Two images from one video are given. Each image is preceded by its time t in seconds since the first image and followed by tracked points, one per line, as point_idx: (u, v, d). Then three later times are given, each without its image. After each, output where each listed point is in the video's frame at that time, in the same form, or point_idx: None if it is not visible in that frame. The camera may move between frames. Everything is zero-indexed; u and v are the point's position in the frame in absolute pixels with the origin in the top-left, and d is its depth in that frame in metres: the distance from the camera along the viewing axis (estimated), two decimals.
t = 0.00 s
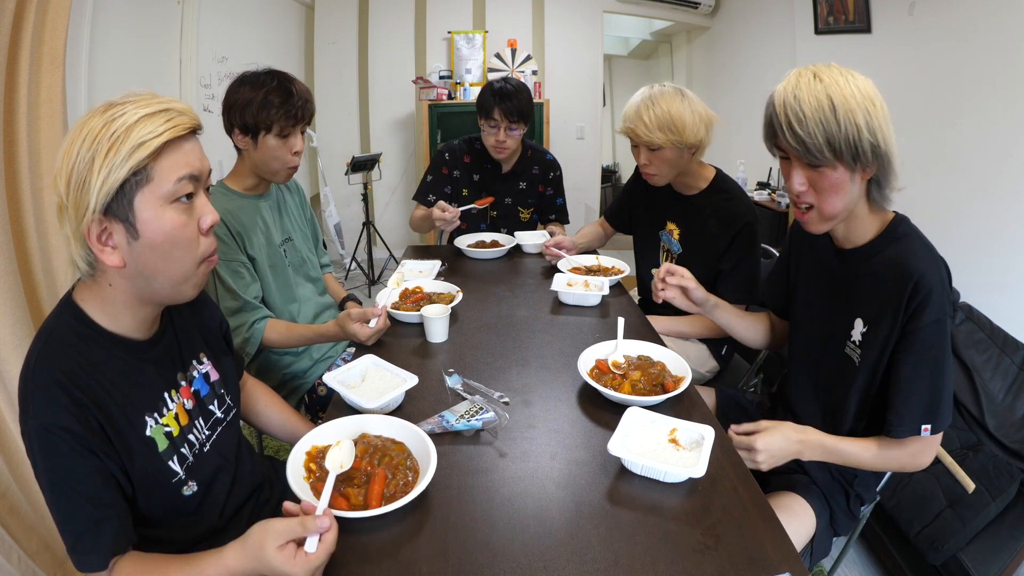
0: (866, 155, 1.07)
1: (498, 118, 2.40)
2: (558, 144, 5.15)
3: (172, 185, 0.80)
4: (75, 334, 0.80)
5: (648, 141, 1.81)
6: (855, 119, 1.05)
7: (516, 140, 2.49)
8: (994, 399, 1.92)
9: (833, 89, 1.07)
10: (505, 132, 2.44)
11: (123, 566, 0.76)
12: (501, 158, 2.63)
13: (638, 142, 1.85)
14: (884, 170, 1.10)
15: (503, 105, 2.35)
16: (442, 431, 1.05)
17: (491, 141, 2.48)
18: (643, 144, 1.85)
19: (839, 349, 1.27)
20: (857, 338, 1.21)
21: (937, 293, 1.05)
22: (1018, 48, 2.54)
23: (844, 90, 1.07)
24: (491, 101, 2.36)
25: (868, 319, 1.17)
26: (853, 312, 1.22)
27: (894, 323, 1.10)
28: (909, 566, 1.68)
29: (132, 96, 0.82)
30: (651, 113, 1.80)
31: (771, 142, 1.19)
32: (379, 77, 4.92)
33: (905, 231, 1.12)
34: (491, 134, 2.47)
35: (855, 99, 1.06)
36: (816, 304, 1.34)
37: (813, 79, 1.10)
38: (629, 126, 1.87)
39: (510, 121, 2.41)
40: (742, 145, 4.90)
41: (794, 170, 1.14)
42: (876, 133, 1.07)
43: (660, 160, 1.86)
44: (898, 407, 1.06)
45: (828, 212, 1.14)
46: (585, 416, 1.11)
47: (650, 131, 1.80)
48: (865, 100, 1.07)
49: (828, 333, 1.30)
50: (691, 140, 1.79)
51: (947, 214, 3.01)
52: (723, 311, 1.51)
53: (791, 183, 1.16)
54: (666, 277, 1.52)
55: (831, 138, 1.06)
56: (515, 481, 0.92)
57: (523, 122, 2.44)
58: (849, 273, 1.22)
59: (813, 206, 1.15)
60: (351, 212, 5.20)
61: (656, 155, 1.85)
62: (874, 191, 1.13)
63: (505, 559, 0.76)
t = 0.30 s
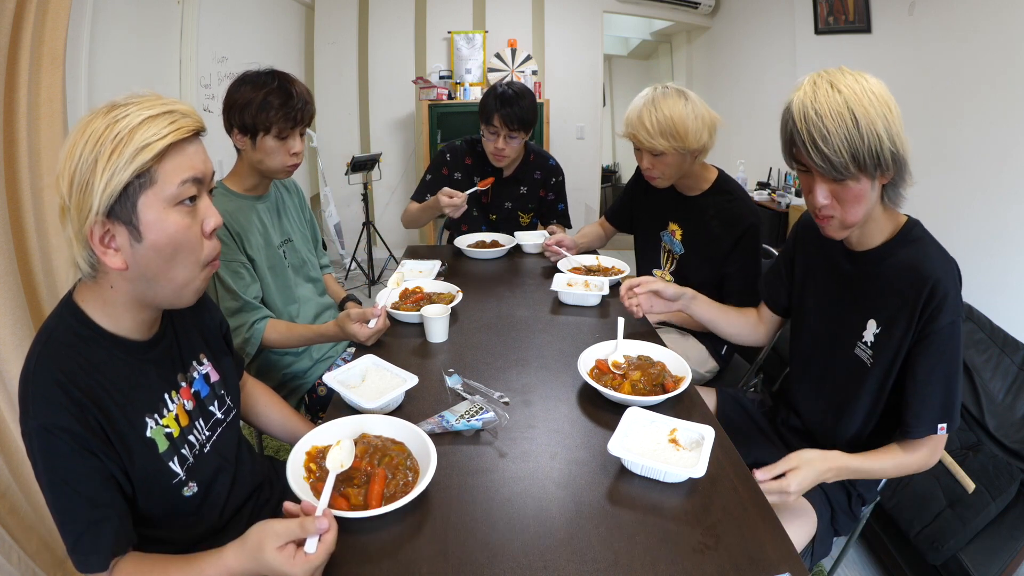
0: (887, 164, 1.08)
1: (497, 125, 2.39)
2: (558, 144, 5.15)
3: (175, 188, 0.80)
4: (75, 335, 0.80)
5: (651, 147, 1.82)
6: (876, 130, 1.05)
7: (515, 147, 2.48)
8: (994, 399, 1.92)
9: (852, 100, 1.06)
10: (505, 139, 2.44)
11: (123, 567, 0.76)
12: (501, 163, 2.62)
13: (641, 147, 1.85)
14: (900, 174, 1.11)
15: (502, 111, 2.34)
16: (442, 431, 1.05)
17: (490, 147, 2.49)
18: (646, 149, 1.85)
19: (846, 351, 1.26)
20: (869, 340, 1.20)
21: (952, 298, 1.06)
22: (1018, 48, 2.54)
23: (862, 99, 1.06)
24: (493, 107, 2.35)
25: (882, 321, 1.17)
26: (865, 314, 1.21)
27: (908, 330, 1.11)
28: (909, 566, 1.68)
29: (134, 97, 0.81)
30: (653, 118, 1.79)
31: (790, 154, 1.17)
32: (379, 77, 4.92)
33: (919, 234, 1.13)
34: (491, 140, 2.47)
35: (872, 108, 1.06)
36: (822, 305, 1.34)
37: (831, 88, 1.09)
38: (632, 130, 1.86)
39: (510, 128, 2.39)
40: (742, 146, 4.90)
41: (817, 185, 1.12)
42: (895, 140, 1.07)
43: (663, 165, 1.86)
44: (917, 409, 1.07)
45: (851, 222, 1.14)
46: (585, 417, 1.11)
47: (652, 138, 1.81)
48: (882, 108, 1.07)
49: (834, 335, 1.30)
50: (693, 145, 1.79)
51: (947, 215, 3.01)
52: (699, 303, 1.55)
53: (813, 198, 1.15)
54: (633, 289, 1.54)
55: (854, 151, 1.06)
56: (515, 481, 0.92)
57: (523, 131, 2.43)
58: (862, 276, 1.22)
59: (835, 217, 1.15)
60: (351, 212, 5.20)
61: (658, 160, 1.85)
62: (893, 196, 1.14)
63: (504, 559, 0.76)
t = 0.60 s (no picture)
0: (876, 164, 1.07)
1: (495, 133, 2.37)
2: (558, 144, 5.15)
3: (178, 189, 0.81)
4: (75, 335, 0.80)
5: (648, 146, 1.82)
6: (867, 127, 1.05)
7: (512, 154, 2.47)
8: (994, 399, 1.92)
9: (847, 94, 1.07)
10: (502, 146, 2.42)
11: (123, 566, 0.75)
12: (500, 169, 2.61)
13: (638, 145, 1.86)
14: (894, 180, 1.10)
15: (498, 118, 2.31)
16: (442, 431, 1.05)
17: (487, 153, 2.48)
18: (643, 148, 1.85)
19: (847, 349, 1.27)
20: (869, 341, 1.20)
21: (950, 299, 1.06)
22: (1018, 48, 2.54)
23: (858, 97, 1.06)
24: (493, 114, 2.32)
25: (881, 322, 1.17)
26: (864, 314, 1.21)
27: (904, 328, 1.11)
28: (909, 566, 1.68)
29: (139, 96, 0.82)
30: (651, 117, 1.80)
31: (785, 143, 1.19)
32: (379, 77, 4.92)
33: (919, 237, 1.12)
34: (490, 146, 2.46)
35: (869, 105, 1.06)
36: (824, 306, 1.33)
37: (830, 83, 1.10)
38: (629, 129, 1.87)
39: (507, 136, 2.36)
40: (742, 146, 4.90)
41: (806, 171, 1.15)
42: (888, 141, 1.06)
43: (661, 164, 1.86)
44: (907, 412, 1.07)
45: (834, 216, 1.15)
46: (585, 416, 1.11)
47: (649, 136, 1.81)
48: (880, 109, 1.06)
49: (835, 335, 1.31)
50: (691, 143, 1.79)
51: (947, 215, 3.01)
52: (692, 309, 1.56)
53: (802, 185, 1.17)
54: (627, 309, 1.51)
55: (840, 144, 1.07)
56: (515, 481, 0.92)
57: (521, 140, 2.41)
58: (863, 275, 1.22)
59: (820, 208, 1.16)
60: (351, 212, 5.20)
61: (656, 159, 1.85)
62: (886, 199, 1.12)
63: (504, 559, 0.76)
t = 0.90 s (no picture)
0: (863, 168, 1.07)
1: (492, 140, 2.37)
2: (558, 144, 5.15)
3: (186, 201, 0.81)
4: (76, 333, 0.80)
5: (648, 138, 1.82)
6: (852, 130, 1.05)
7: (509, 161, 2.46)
8: (994, 399, 1.92)
9: (829, 97, 1.07)
10: (499, 153, 2.41)
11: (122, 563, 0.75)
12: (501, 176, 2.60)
13: (638, 138, 1.85)
14: (887, 181, 1.09)
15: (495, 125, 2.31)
16: (442, 431, 1.05)
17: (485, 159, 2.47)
18: (643, 143, 1.85)
19: (845, 351, 1.27)
20: (867, 345, 1.20)
21: (947, 308, 1.05)
22: (1018, 48, 2.54)
23: (842, 99, 1.06)
24: (491, 119, 2.30)
25: (878, 328, 1.17)
26: (862, 321, 1.21)
27: (901, 333, 1.11)
28: (909, 566, 1.68)
29: (159, 99, 0.82)
30: (651, 111, 1.80)
31: (772, 150, 1.20)
32: (379, 77, 4.92)
33: (915, 241, 1.12)
34: (487, 152, 2.45)
35: (853, 108, 1.06)
36: (821, 308, 1.33)
37: (813, 87, 1.10)
38: (629, 126, 1.87)
39: (504, 143, 2.36)
40: (742, 146, 4.90)
41: (794, 179, 1.15)
42: (875, 143, 1.05)
43: (660, 159, 1.86)
44: (903, 418, 1.07)
45: (825, 222, 1.15)
46: (585, 417, 1.11)
47: (649, 129, 1.81)
48: (865, 110, 1.06)
49: (834, 339, 1.31)
50: (690, 137, 1.80)
51: (947, 214, 3.00)
52: (676, 304, 1.54)
53: (791, 192, 1.17)
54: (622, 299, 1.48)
55: (825, 149, 1.07)
56: (515, 481, 0.92)
57: (517, 147, 2.39)
58: (860, 282, 1.21)
59: (812, 214, 1.16)
60: (351, 212, 5.20)
61: (656, 154, 1.85)
62: (877, 201, 1.12)
63: (504, 559, 0.76)
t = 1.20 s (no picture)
0: (860, 169, 1.07)
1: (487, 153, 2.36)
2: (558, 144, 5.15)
3: (198, 217, 0.80)
4: (80, 323, 0.80)
5: (648, 136, 1.82)
6: (847, 129, 1.05)
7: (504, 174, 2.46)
8: (994, 399, 1.91)
9: (823, 95, 1.07)
10: (492, 166, 2.41)
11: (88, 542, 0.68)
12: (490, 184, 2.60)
13: (638, 136, 1.85)
14: (883, 185, 1.09)
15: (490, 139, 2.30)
16: (442, 431, 1.05)
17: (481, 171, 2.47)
18: (643, 140, 1.85)
19: (840, 357, 1.27)
20: (862, 353, 1.20)
21: (946, 320, 1.05)
22: (1018, 48, 2.54)
23: (837, 96, 1.06)
24: (488, 130, 2.29)
25: (874, 337, 1.17)
26: (857, 328, 1.21)
27: (899, 343, 1.11)
28: (909, 566, 1.68)
29: (185, 107, 0.84)
30: (652, 110, 1.81)
31: (763, 149, 1.19)
32: (379, 77, 4.93)
33: (914, 249, 1.11)
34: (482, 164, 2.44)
35: (847, 107, 1.05)
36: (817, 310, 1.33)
37: (807, 83, 1.09)
38: (630, 124, 1.87)
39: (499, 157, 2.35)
40: (742, 145, 4.90)
41: (786, 181, 1.15)
42: (869, 143, 1.05)
43: (661, 157, 1.86)
44: (902, 429, 1.07)
45: (819, 224, 1.14)
46: (584, 417, 1.11)
47: (650, 126, 1.81)
48: (861, 107, 1.05)
49: (828, 345, 1.31)
50: (689, 135, 1.81)
51: (947, 214, 3.00)
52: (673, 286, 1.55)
53: (783, 194, 1.17)
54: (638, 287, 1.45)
55: (819, 149, 1.07)
56: (516, 481, 0.92)
57: (509, 161, 2.39)
58: (855, 288, 1.21)
59: (804, 217, 1.16)
60: (351, 211, 5.19)
61: (656, 151, 1.85)
62: (871, 205, 1.12)
63: (505, 559, 0.76)
